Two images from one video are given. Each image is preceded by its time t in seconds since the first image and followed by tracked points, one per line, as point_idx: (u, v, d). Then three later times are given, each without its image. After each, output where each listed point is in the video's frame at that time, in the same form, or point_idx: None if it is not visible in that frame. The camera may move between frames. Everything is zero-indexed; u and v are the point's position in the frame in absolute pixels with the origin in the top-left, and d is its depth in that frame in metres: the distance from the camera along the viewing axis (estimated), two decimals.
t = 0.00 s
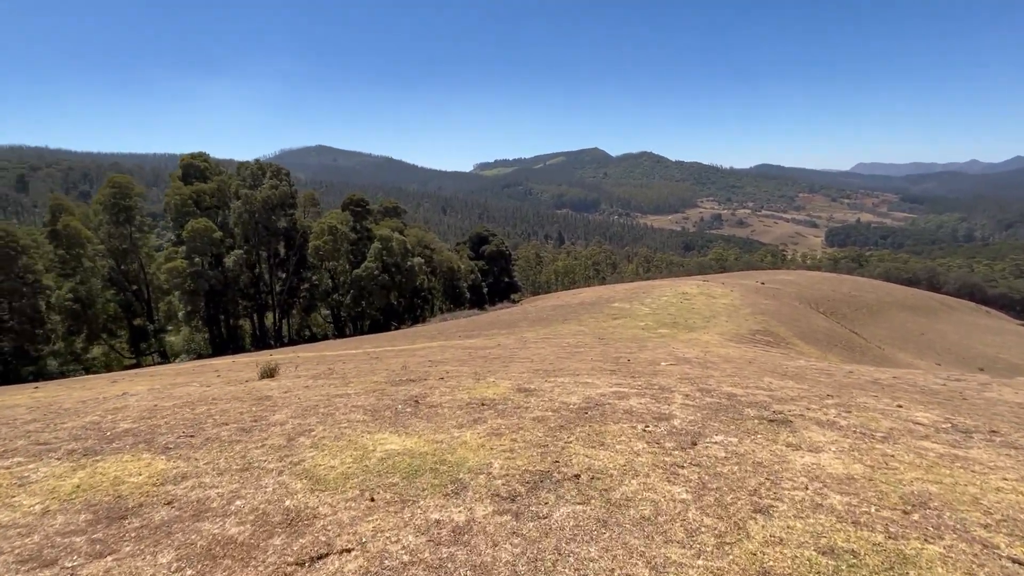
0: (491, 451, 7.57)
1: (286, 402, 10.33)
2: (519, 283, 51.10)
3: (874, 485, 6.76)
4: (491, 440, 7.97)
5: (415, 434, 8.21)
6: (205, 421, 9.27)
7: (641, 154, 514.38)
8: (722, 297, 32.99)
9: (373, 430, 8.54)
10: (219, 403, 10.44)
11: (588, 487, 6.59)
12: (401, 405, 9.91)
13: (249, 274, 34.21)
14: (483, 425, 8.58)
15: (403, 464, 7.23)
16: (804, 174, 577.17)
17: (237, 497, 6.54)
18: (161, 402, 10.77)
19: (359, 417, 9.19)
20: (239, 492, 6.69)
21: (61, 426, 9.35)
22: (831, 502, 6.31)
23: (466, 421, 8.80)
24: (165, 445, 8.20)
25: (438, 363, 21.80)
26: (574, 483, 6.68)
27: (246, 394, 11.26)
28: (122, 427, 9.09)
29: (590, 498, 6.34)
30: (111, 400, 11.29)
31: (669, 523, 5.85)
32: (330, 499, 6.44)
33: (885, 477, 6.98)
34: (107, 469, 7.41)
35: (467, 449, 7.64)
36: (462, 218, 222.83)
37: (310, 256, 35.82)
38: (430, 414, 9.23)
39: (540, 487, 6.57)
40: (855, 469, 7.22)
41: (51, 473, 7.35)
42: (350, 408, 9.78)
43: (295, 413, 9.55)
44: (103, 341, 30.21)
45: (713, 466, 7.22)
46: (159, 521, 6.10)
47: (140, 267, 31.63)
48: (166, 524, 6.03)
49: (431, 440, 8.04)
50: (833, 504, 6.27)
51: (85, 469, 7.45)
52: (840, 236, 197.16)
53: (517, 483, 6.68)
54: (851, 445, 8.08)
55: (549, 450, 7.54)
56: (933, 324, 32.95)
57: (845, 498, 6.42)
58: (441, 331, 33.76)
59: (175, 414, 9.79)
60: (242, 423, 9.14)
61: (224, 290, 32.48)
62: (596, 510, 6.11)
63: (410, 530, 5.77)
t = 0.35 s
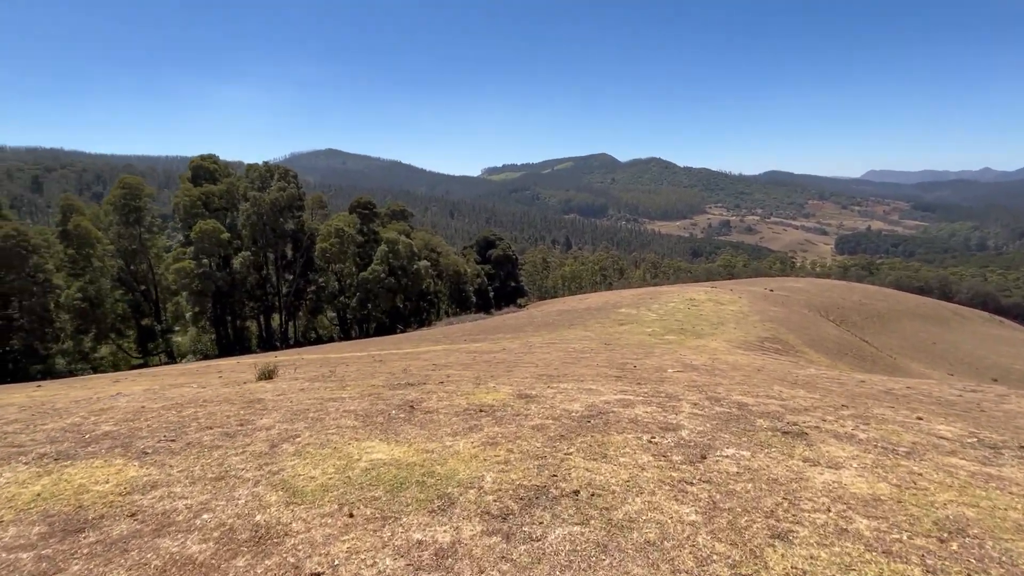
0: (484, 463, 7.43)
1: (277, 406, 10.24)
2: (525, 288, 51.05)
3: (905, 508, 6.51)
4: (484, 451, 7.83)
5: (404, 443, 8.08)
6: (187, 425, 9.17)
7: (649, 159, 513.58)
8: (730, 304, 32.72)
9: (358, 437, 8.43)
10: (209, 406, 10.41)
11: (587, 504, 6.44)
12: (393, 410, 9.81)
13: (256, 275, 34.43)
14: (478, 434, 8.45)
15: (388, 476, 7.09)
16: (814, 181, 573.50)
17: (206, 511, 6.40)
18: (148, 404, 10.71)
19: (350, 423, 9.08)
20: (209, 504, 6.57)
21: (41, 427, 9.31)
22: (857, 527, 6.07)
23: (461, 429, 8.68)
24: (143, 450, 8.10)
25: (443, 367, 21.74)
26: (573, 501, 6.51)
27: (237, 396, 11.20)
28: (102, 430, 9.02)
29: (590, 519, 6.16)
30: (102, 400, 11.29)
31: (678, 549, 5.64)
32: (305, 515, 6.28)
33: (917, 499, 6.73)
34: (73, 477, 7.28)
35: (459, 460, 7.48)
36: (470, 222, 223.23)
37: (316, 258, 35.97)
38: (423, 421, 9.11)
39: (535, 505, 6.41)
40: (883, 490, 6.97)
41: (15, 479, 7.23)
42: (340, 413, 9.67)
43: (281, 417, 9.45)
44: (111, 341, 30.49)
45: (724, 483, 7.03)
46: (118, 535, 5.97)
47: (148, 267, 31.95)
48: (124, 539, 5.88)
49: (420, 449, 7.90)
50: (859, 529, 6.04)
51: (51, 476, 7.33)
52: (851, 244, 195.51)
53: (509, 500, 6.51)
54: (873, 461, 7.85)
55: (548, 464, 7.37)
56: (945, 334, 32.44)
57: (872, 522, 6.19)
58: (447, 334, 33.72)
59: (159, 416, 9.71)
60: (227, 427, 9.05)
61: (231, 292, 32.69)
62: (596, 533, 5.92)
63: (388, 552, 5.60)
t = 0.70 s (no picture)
0: (477, 486, 7.00)
1: (265, 415, 10.05)
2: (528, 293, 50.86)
3: (951, 545, 6.06)
4: (480, 470, 7.50)
5: (392, 461, 7.73)
6: (164, 436, 8.90)
7: (654, 166, 513.74)
8: (736, 312, 32.44)
9: (344, 452, 8.13)
10: (194, 414, 10.23)
11: (591, 538, 5.95)
12: (386, 421, 9.66)
13: (260, 278, 34.50)
14: (472, 450, 8.17)
15: (368, 500, 6.65)
16: (820, 189, 571.90)
17: (163, 540, 5.90)
18: (129, 411, 10.52)
19: (338, 435, 8.87)
20: (169, 531, 6.07)
21: (13, 436, 9.08)
22: (901, 571, 5.59)
23: (455, 445, 8.42)
24: (113, 463, 7.78)
25: (445, 373, 21.57)
26: (577, 533, 6.05)
27: (226, 403, 11.06)
28: (74, 440, 8.76)
29: (594, 556, 5.66)
30: (88, 406, 11.13)
31: None
32: (272, 545, 5.80)
33: (961, 535, 6.27)
34: (29, 495, 6.84)
35: (450, 483, 7.08)
36: (474, 227, 223.56)
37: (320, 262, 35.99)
38: (417, 434, 8.93)
39: (533, 537, 5.96)
40: (922, 523, 6.55)
41: None
42: (326, 424, 9.49)
43: (266, 428, 9.26)
44: (115, 342, 30.55)
45: (743, 512, 6.61)
46: (60, 567, 5.46)
47: (153, 269, 32.09)
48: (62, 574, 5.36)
49: (409, 468, 7.53)
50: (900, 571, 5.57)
51: (6, 493, 6.89)
52: (857, 252, 194.59)
53: (506, 532, 6.04)
54: (905, 487, 7.52)
55: (548, 488, 6.96)
56: (954, 344, 32.02)
57: (914, 563, 5.72)
58: (450, 339, 33.60)
59: (137, 426, 9.48)
60: (208, 438, 8.81)
61: (235, 294, 32.73)
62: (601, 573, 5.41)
63: None
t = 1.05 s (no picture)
0: (465, 518, 6.52)
1: (251, 428, 9.87)
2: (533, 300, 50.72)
3: None
4: (473, 496, 7.11)
5: (377, 487, 7.33)
6: (140, 450, 8.69)
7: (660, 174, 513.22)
8: (741, 322, 32.13)
9: (328, 472, 7.84)
10: (177, 425, 10.07)
11: None
12: (377, 436, 9.51)
13: (264, 282, 34.55)
14: (465, 474, 7.81)
15: (345, 531, 6.20)
16: (827, 200, 570.15)
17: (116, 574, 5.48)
18: (111, 420, 10.40)
19: (324, 452, 8.63)
20: (121, 566, 5.61)
21: None
22: None
23: (446, 466, 8.11)
24: (80, 481, 7.52)
25: (446, 381, 21.37)
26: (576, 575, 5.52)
27: (215, 414, 10.95)
28: (45, 453, 8.58)
29: None
30: (75, 413, 11.02)
31: None
32: None
33: None
34: None
35: (436, 513, 6.63)
36: (480, 233, 224.21)
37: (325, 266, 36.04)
38: (408, 451, 8.72)
39: None
40: (959, 565, 6.10)
41: None
42: (315, 438, 9.33)
43: (250, 442, 9.05)
44: (118, 344, 30.60)
45: (759, 552, 6.12)
46: None
47: (158, 271, 32.22)
48: None
49: (394, 494, 7.14)
50: None
51: None
52: (864, 263, 193.63)
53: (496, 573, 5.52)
54: (937, 524, 7.07)
55: (544, 521, 6.49)
56: (964, 358, 31.51)
57: None
58: (453, 346, 33.46)
59: (113, 438, 9.30)
60: (186, 453, 8.56)
61: (239, 298, 32.77)
62: None
63: None
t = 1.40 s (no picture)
0: (452, 551, 6.24)
1: (235, 441, 9.77)
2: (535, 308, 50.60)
3: None
4: (465, 523, 6.90)
5: (359, 512, 7.08)
6: (115, 465, 8.54)
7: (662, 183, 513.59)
8: (744, 332, 31.95)
9: (309, 492, 7.64)
10: (161, 436, 9.98)
11: None
12: (368, 450, 9.42)
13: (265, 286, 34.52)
14: (456, 496, 7.63)
15: (321, 566, 5.90)
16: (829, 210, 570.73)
17: None
18: (92, 431, 10.28)
19: (310, 469, 8.49)
20: None
21: None
22: None
23: (436, 487, 7.93)
24: (46, 500, 7.33)
25: (446, 389, 21.26)
26: None
27: (200, 424, 10.83)
28: (17, 466, 8.47)
29: None
30: (61, 420, 10.96)
31: None
32: None
33: None
34: None
35: (422, 543, 6.37)
36: (482, 240, 224.45)
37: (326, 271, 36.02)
38: (397, 468, 8.60)
39: None
40: None
41: None
42: (299, 453, 9.20)
43: (231, 457, 8.92)
44: (118, 347, 30.55)
45: None
46: None
47: (159, 274, 32.24)
48: None
49: (378, 520, 6.92)
50: None
51: None
52: (866, 274, 193.31)
53: None
54: (962, 557, 6.87)
55: (540, 555, 6.20)
56: (967, 370, 31.31)
57: None
58: (453, 353, 33.33)
59: (88, 451, 9.17)
60: (163, 469, 8.42)
61: (239, 302, 32.73)
62: None
63: None
